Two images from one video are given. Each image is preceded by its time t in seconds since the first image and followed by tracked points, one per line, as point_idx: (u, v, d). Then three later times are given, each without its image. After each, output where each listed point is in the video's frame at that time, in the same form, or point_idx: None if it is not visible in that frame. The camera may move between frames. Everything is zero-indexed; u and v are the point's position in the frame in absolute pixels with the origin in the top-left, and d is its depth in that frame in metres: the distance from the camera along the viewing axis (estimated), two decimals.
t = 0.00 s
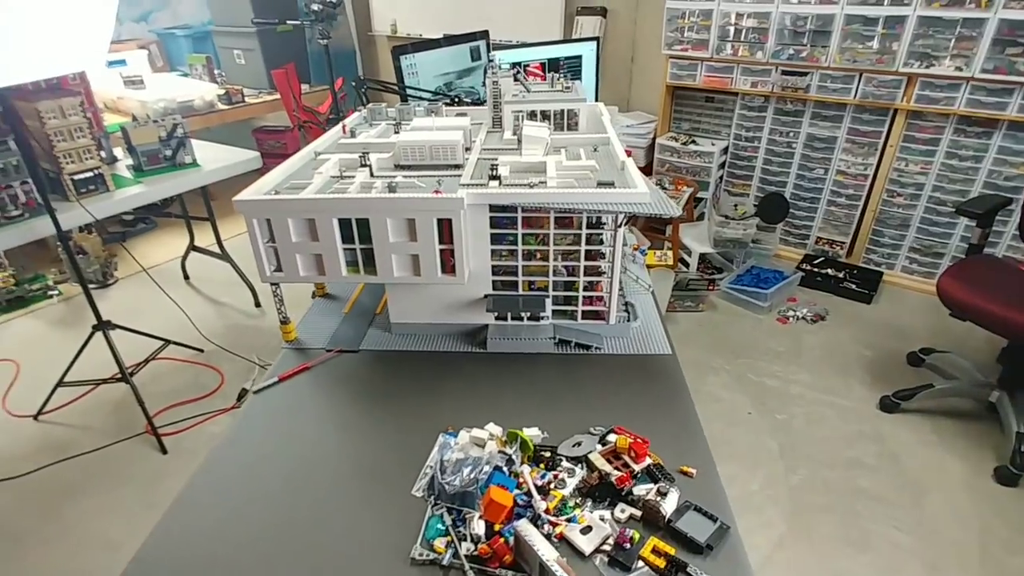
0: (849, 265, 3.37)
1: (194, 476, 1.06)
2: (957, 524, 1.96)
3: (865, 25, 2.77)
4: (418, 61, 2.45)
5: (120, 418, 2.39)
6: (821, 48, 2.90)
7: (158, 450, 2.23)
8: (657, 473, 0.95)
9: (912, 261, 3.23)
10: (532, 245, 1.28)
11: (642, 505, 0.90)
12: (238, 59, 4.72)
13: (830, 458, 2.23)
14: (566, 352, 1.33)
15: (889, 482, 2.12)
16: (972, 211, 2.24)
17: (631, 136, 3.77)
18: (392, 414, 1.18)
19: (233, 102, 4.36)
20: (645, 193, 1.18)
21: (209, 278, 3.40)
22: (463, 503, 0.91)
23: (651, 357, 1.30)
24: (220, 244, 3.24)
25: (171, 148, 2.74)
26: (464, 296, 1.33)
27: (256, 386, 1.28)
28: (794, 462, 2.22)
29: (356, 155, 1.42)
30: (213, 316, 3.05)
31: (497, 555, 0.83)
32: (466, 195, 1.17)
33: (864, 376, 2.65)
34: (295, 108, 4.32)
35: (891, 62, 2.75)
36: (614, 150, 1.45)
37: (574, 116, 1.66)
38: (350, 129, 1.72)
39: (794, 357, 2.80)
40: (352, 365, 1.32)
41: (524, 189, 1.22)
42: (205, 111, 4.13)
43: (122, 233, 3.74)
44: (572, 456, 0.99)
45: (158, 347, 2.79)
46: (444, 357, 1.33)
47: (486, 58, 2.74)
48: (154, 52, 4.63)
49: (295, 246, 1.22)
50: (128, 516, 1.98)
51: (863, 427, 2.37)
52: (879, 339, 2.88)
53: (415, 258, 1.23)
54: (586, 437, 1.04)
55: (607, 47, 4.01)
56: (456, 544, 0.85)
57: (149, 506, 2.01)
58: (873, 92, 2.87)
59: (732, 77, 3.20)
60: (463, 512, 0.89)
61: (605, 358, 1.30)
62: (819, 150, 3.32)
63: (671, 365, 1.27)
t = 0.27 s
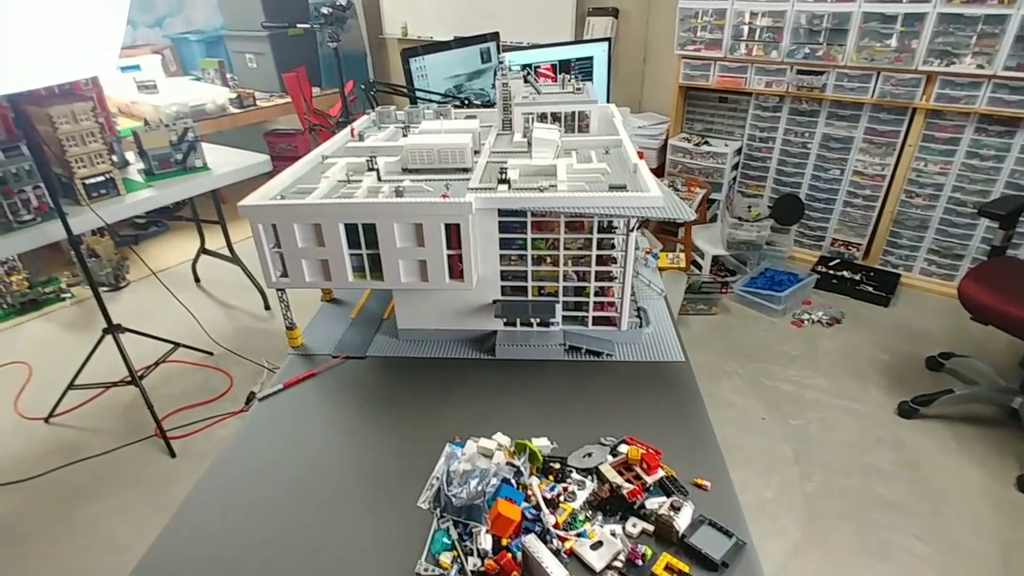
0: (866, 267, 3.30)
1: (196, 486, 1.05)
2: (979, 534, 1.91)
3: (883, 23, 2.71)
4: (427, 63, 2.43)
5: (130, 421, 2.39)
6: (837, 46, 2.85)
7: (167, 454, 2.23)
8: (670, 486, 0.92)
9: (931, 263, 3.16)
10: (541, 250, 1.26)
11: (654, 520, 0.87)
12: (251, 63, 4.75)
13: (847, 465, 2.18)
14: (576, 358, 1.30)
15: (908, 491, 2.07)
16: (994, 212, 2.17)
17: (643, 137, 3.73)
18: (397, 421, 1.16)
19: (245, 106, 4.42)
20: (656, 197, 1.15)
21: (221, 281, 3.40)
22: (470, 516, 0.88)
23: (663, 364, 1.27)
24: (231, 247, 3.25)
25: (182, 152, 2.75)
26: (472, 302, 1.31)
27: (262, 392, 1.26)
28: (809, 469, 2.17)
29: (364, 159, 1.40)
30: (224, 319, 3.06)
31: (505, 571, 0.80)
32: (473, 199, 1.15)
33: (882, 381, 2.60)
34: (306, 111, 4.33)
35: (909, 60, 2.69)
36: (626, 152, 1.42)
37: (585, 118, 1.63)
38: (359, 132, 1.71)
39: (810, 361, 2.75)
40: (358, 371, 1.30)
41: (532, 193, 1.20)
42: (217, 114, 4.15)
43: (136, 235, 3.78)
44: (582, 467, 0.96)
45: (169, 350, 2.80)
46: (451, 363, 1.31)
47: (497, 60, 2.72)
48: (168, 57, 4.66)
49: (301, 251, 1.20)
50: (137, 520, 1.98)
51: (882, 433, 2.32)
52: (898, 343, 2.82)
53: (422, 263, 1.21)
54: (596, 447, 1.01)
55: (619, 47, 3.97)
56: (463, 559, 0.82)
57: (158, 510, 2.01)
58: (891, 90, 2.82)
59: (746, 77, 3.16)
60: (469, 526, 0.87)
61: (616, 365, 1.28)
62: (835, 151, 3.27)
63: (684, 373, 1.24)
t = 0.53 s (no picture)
0: (871, 270, 3.28)
1: (192, 491, 1.04)
2: (984, 541, 1.89)
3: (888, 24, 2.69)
4: (430, 63, 2.43)
5: (131, 421, 2.39)
6: (843, 48, 2.83)
7: (168, 454, 2.23)
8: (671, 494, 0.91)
9: (936, 266, 3.14)
10: (542, 253, 1.24)
11: (654, 529, 0.86)
12: (254, 63, 4.75)
13: (851, 470, 2.16)
14: (577, 363, 1.29)
15: (913, 497, 2.05)
16: (1001, 216, 2.15)
17: (646, 138, 3.71)
18: (395, 426, 1.15)
19: (248, 105, 4.43)
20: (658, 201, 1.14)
21: (223, 281, 3.40)
22: (467, 524, 0.87)
23: (665, 370, 1.26)
24: (233, 247, 3.24)
25: (185, 151, 2.74)
26: (472, 305, 1.30)
27: (260, 395, 1.25)
28: (814, 475, 2.15)
29: (364, 161, 1.39)
30: (226, 319, 3.06)
31: None
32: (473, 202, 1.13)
33: (887, 385, 2.58)
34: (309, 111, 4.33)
35: (915, 62, 2.67)
36: (628, 155, 1.41)
37: (587, 119, 1.62)
38: (360, 133, 1.70)
39: (814, 365, 2.73)
40: (357, 375, 1.29)
41: (534, 196, 1.18)
42: (220, 114, 4.15)
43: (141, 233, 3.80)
44: (582, 474, 0.95)
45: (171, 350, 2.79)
46: (451, 367, 1.29)
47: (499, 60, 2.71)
48: (172, 57, 4.68)
49: (300, 254, 1.19)
50: (138, 520, 1.98)
51: (886, 438, 2.30)
52: (903, 347, 2.80)
53: (422, 266, 1.20)
54: (597, 454, 1.00)
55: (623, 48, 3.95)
56: (460, 567, 0.81)
57: (159, 511, 2.01)
58: (896, 92, 2.80)
59: (750, 78, 3.14)
60: (467, 534, 0.86)
61: (617, 370, 1.26)
62: (840, 153, 3.25)
63: (686, 378, 1.23)
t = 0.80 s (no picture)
0: (882, 279, 3.23)
1: (185, 489, 1.03)
2: (994, 558, 1.84)
3: (904, 29, 2.64)
4: (439, 64, 2.43)
5: (136, 416, 2.40)
6: (857, 53, 2.79)
7: (171, 451, 2.24)
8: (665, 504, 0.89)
9: (950, 275, 3.08)
10: (541, 256, 1.23)
11: (647, 540, 0.84)
12: (268, 61, 4.78)
13: (858, 482, 2.12)
14: (575, 368, 1.27)
15: (921, 510, 2.01)
16: (1015, 226, 2.11)
17: (656, 142, 3.68)
18: (390, 428, 1.14)
19: (260, 104, 4.45)
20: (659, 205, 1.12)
21: (232, 278, 3.42)
22: (456, 530, 0.86)
23: (664, 377, 1.24)
24: (242, 245, 3.26)
25: (194, 149, 2.76)
26: (471, 308, 1.29)
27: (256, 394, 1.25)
28: (819, 485, 2.12)
29: (366, 161, 1.39)
30: (233, 316, 3.07)
31: None
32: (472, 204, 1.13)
33: (896, 396, 2.53)
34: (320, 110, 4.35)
35: (931, 68, 2.62)
36: (631, 158, 1.40)
37: (591, 122, 1.60)
38: (365, 133, 1.70)
39: (822, 374, 2.69)
40: (354, 376, 1.28)
41: (534, 199, 1.17)
42: (233, 113, 4.18)
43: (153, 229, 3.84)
44: (575, 482, 0.94)
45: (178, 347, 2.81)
46: (448, 370, 1.28)
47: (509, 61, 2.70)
48: (187, 54, 4.73)
49: (298, 253, 1.19)
50: (139, 515, 1.98)
51: (895, 449, 2.26)
52: (914, 357, 2.75)
53: (420, 268, 1.19)
54: (591, 461, 0.98)
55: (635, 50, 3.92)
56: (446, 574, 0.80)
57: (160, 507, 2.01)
58: (911, 99, 2.75)
59: (762, 82, 3.10)
60: (455, 540, 0.85)
61: (616, 376, 1.25)
62: (853, 159, 3.20)
63: (685, 386, 1.21)
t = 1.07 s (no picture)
0: (907, 290, 3.14)
1: (174, 475, 1.04)
2: None
3: (938, 33, 2.55)
4: (455, 60, 2.43)
5: (148, 400, 2.45)
6: (888, 57, 2.71)
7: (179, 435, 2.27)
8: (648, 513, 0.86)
9: (978, 289, 2.98)
10: (539, 254, 1.21)
11: (625, 548, 0.82)
12: (295, 56, 4.83)
13: (868, 497, 2.06)
14: (570, 369, 1.25)
15: (933, 530, 1.94)
16: None
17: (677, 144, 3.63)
18: (377, 423, 1.13)
19: (285, 97, 4.51)
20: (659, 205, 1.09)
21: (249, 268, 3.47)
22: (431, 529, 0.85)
23: (660, 381, 1.21)
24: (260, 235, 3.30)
25: (215, 140, 2.80)
26: (467, 305, 1.28)
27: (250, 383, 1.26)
28: (827, 499, 2.06)
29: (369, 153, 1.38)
30: (248, 305, 3.11)
31: None
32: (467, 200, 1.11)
33: (914, 411, 2.45)
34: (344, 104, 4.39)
35: (965, 74, 2.53)
36: (638, 158, 1.37)
37: (601, 121, 1.58)
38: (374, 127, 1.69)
39: (837, 385, 2.61)
40: (347, 369, 1.28)
41: (533, 196, 1.15)
42: (257, 105, 4.24)
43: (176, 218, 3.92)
44: (557, 485, 0.92)
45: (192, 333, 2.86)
46: (441, 366, 1.27)
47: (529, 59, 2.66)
48: (218, 48, 4.77)
49: (296, 244, 1.19)
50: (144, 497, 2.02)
51: (909, 466, 2.19)
52: (935, 372, 2.66)
53: (416, 262, 1.19)
54: (575, 464, 0.96)
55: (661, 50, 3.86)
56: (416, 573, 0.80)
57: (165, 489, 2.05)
58: (944, 106, 2.66)
59: (789, 86, 3.03)
60: (429, 538, 0.84)
61: (610, 378, 1.22)
62: (881, 167, 3.11)
63: (681, 392, 1.18)
